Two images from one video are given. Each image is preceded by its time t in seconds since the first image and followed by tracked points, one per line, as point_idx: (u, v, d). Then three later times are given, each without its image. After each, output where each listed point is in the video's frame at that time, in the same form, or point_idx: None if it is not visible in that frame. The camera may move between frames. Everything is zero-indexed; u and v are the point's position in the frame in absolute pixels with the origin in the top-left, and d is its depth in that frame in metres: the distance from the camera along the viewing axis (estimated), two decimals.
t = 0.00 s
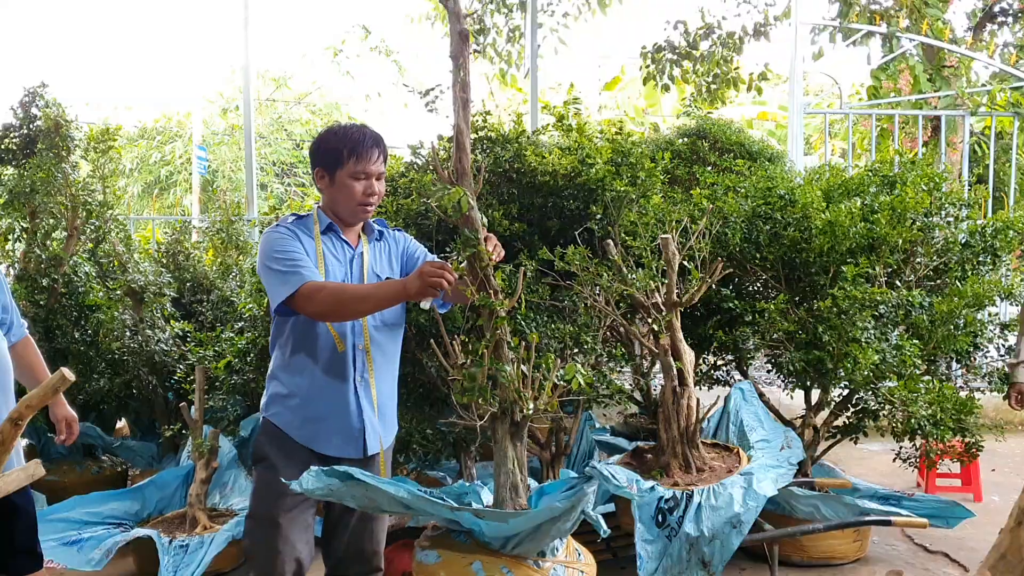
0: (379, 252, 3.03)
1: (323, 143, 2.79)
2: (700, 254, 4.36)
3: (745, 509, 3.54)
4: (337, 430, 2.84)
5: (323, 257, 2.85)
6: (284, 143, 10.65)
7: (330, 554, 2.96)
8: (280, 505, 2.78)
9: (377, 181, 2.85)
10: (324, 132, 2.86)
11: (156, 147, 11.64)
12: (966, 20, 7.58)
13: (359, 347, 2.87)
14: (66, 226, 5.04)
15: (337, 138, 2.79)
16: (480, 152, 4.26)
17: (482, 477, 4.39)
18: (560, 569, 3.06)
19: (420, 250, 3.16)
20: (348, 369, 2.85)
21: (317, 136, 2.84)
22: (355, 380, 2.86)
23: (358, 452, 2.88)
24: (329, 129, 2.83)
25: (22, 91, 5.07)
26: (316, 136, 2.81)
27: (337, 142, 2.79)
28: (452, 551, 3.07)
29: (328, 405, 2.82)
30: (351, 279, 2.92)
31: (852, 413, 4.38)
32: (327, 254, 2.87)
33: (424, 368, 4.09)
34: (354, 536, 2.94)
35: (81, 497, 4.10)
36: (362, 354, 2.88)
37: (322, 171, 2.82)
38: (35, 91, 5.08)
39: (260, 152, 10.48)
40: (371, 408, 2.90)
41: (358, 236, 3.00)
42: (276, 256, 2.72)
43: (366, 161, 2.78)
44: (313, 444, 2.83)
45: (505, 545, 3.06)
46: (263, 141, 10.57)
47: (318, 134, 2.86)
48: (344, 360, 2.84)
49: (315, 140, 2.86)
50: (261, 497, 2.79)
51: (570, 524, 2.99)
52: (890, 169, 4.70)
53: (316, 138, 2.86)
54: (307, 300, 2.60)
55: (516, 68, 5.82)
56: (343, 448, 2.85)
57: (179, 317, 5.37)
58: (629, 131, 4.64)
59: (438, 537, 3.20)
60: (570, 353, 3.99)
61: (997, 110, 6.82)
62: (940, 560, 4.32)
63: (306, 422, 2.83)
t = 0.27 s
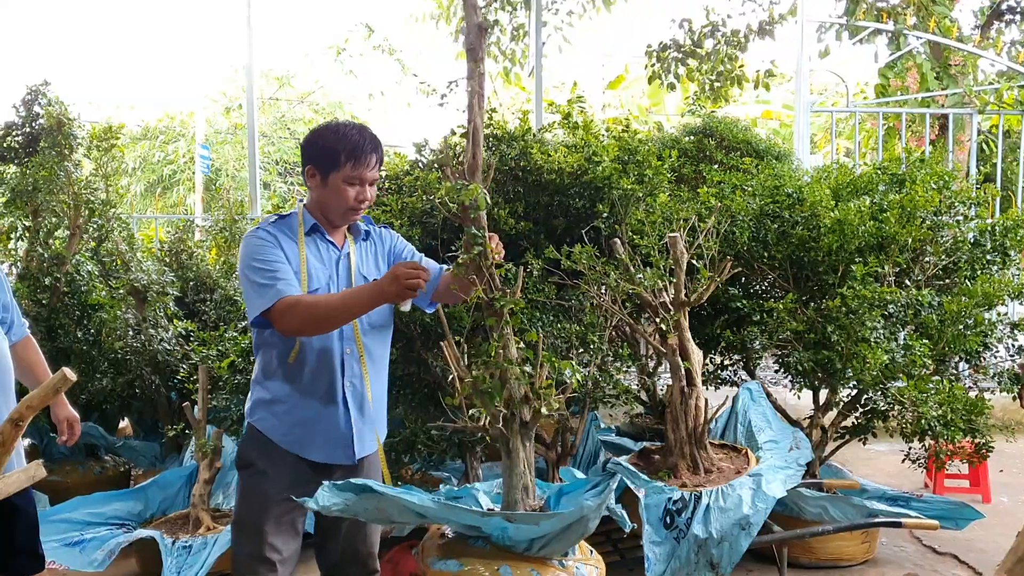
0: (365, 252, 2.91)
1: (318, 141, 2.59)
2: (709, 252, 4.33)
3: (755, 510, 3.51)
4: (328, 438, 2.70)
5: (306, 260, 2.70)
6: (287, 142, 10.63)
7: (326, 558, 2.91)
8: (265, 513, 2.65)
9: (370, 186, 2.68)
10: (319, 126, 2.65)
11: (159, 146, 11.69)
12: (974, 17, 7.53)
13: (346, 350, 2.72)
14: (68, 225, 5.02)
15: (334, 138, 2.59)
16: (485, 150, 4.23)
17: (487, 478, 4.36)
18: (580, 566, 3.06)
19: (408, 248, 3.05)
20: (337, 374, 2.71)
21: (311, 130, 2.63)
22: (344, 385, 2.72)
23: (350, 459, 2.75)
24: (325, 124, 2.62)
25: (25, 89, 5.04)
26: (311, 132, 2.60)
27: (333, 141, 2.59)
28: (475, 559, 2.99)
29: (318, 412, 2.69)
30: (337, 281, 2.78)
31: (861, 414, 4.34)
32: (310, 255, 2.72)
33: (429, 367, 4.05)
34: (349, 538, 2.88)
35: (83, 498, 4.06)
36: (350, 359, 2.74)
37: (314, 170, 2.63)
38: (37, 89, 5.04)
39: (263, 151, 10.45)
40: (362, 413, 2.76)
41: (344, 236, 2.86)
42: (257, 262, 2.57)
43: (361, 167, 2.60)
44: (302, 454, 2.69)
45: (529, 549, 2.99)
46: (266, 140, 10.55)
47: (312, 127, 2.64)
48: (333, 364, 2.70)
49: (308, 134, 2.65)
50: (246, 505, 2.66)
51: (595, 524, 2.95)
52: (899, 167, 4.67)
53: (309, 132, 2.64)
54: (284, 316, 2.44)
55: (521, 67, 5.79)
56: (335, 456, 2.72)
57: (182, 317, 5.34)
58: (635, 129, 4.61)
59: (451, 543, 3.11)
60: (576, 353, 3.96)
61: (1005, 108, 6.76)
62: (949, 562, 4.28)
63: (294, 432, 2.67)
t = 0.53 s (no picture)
0: (347, 252, 2.78)
1: (301, 138, 2.52)
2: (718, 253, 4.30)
3: (765, 513, 3.49)
4: (314, 446, 2.59)
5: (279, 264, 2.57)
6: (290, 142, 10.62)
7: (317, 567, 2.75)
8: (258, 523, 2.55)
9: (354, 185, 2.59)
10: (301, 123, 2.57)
11: (163, 147, 11.71)
12: (982, 16, 7.47)
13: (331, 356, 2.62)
14: (72, 226, 5.00)
15: (318, 134, 2.51)
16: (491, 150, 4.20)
17: (493, 479, 4.33)
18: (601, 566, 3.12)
19: (389, 245, 2.92)
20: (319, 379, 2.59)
21: (292, 127, 2.55)
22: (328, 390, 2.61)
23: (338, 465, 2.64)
24: (306, 122, 2.55)
25: (28, 89, 5.02)
26: (292, 129, 2.52)
27: (316, 138, 2.51)
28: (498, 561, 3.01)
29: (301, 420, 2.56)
30: (315, 283, 2.63)
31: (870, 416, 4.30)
32: (284, 258, 2.58)
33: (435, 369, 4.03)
34: (343, 545, 2.73)
35: (86, 500, 4.05)
36: (334, 364, 2.63)
37: (297, 168, 2.54)
38: (40, 89, 5.01)
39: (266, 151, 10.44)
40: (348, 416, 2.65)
41: (323, 236, 2.73)
42: (223, 274, 2.47)
43: (347, 166, 2.53)
44: (288, 465, 2.56)
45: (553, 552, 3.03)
46: (269, 140, 10.54)
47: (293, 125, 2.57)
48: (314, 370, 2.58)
49: (290, 133, 2.57)
50: (236, 516, 2.56)
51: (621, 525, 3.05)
52: (908, 168, 4.64)
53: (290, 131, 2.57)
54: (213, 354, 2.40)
55: (526, 66, 5.76)
56: (323, 464, 2.60)
57: (186, 317, 5.32)
58: (642, 128, 4.58)
59: (472, 551, 3.11)
60: (583, 354, 3.93)
61: (1013, 107, 6.71)
62: (959, 565, 4.23)
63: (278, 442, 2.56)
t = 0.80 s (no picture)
0: (331, 254, 2.55)
1: (247, 132, 2.47)
2: (725, 253, 4.28)
3: (771, 516, 3.48)
4: (298, 457, 2.38)
5: (257, 265, 2.39)
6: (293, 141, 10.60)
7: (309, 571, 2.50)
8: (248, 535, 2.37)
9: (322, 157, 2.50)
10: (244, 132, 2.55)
11: (164, 146, 11.72)
12: (988, 14, 7.42)
13: (316, 360, 2.42)
14: (73, 225, 4.98)
15: (262, 121, 2.47)
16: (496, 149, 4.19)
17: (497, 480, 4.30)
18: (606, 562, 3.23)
19: (379, 245, 2.74)
20: (303, 386, 2.40)
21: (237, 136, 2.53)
22: (311, 397, 2.41)
23: (326, 476, 2.42)
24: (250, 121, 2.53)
25: (29, 88, 4.99)
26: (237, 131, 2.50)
27: (263, 126, 2.47)
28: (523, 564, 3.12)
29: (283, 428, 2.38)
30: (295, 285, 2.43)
31: (876, 416, 4.26)
32: (262, 259, 2.41)
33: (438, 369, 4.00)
34: (337, 548, 2.47)
35: (87, 502, 4.04)
36: (319, 368, 2.42)
37: (256, 160, 2.46)
38: (42, 88, 4.99)
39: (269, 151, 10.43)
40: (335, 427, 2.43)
41: (304, 236, 2.53)
42: (195, 278, 2.34)
43: (303, 137, 2.47)
44: (270, 475, 2.37)
45: (574, 553, 3.17)
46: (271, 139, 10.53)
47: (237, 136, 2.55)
48: (296, 376, 2.39)
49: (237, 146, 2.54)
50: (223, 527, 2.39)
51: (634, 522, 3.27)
52: (915, 167, 4.63)
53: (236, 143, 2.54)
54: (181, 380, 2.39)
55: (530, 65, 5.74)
56: (307, 475, 2.39)
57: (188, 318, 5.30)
58: (646, 127, 4.54)
59: (491, 557, 3.22)
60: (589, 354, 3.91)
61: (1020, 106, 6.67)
62: (966, 566, 4.20)
63: (258, 453, 2.37)
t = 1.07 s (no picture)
0: (314, 253, 2.50)
1: (230, 128, 2.42)
2: (731, 253, 4.25)
3: (777, 518, 3.45)
4: (281, 460, 2.35)
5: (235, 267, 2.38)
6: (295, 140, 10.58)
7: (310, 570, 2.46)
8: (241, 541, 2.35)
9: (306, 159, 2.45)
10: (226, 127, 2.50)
11: (166, 146, 11.70)
12: (992, 14, 7.38)
13: (301, 361, 2.38)
14: (75, 224, 4.95)
15: (245, 119, 2.41)
16: (499, 148, 4.16)
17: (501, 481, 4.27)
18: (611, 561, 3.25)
19: (368, 243, 2.71)
20: (286, 387, 2.36)
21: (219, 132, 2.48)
22: (294, 398, 2.37)
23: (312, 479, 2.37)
24: (234, 116, 2.47)
25: (31, 87, 4.97)
26: (218, 126, 2.44)
27: (245, 124, 2.41)
28: (542, 568, 3.11)
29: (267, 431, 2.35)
30: (275, 285, 2.39)
31: (882, 417, 4.23)
32: (240, 260, 2.38)
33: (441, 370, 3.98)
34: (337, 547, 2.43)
35: (88, 504, 4.05)
36: (304, 368, 2.38)
37: (237, 159, 2.41)
38: (43, 87, 4.97)
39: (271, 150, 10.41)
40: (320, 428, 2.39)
41: (286, 235, 2.49)
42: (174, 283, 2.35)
43: (286, 138, 2.41)
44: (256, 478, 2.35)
45: (591, 553, 3.18)
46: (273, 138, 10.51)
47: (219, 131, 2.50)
48: (276, 377, 2.36)
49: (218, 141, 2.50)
50: (216, 533, 2.37)
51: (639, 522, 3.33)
52: (920, 168, 4.62)
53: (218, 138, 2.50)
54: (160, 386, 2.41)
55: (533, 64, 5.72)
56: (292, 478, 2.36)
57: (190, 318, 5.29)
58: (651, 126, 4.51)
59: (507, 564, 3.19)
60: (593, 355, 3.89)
61: None
62: (972, 568, 4.17)
63: (241, 458, 2.35)
